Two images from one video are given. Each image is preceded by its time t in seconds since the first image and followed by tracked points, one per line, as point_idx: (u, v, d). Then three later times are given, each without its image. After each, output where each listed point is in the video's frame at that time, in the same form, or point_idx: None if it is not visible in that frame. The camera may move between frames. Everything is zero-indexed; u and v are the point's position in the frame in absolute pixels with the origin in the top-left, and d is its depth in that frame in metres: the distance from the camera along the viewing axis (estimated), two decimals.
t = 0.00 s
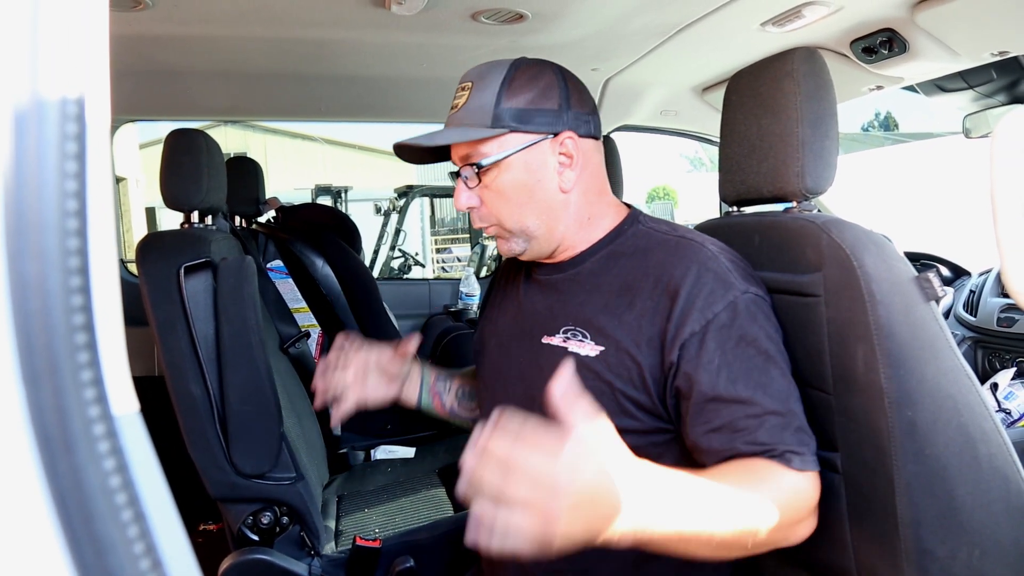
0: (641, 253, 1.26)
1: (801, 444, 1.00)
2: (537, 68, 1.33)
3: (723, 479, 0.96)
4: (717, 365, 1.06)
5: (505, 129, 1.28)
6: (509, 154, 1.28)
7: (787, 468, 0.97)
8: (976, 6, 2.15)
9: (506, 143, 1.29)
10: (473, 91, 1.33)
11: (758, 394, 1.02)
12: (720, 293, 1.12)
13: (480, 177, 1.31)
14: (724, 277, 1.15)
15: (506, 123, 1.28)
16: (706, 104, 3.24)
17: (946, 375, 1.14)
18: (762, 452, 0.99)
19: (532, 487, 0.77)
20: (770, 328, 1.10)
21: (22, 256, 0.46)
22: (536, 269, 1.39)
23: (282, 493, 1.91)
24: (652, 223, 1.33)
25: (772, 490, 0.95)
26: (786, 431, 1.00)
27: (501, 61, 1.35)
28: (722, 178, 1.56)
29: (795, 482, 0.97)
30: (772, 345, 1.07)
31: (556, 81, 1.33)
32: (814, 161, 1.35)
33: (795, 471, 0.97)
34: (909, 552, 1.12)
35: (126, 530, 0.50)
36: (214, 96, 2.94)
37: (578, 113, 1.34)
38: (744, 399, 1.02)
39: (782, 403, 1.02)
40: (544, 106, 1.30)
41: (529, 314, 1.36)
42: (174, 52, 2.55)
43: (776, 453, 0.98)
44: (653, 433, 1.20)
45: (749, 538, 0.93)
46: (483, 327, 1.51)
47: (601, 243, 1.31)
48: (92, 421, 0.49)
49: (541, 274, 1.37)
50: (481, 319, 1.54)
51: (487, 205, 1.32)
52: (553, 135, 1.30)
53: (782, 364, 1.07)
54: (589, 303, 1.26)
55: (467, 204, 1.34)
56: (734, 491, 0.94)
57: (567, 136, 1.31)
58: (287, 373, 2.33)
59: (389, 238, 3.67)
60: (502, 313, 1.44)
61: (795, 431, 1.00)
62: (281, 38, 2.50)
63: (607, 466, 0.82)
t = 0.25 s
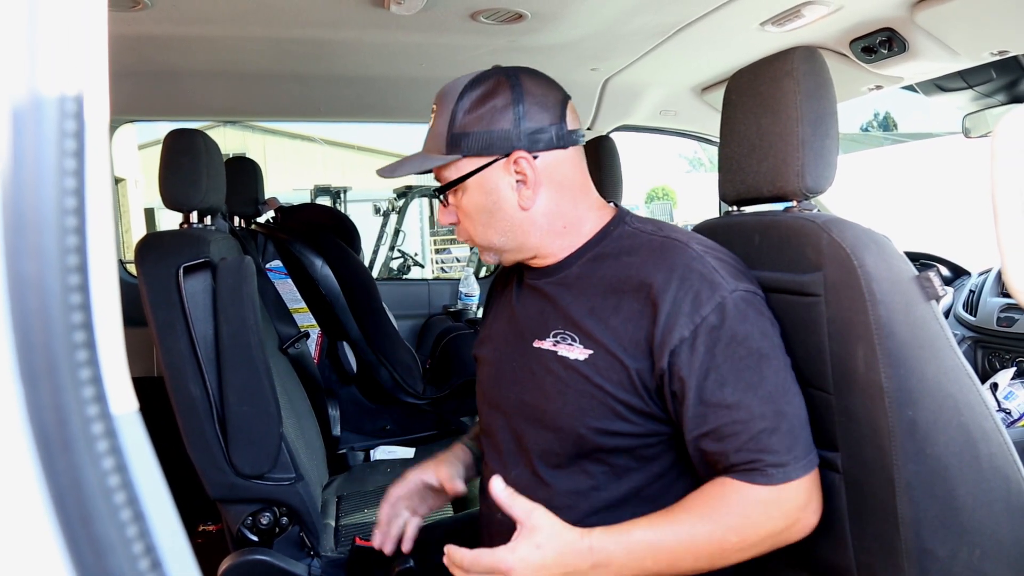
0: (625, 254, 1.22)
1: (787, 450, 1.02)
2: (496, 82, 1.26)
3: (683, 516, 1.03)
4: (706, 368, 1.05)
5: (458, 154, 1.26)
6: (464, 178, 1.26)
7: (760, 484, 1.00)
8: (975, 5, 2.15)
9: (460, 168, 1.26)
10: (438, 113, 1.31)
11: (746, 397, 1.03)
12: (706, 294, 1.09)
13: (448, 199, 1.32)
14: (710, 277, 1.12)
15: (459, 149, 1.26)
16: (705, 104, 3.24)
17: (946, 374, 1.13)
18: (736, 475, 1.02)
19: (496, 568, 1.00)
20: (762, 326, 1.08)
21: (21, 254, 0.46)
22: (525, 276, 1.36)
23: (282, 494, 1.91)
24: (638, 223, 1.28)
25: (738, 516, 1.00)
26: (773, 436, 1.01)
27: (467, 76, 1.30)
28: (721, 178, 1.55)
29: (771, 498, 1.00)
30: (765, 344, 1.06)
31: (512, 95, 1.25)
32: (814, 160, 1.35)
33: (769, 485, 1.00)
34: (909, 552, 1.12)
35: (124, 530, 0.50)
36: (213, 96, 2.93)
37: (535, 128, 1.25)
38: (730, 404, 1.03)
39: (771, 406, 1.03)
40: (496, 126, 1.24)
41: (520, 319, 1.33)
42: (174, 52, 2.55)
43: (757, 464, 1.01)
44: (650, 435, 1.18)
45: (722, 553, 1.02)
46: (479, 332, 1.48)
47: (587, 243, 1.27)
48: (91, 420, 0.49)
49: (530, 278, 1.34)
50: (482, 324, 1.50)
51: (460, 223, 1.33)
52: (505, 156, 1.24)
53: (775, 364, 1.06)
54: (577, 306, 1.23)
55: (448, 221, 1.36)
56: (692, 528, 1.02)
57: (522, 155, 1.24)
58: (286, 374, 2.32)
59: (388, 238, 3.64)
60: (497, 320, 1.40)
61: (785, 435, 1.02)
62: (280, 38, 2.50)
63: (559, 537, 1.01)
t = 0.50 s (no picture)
0: (616, 254, 1.21)
1: (766, 454, 0.99)
2: (472, 97, 1.27)
3: (654, 509, 1.07)
4: (687, 367, 1.04)
5: (442, 171, 1.27)
6: (450, 194, 1.27)
7: (733, 485, 0.99)
8: (975, 6, 2.15)
9: (446, 184, 1.27)
10: (423, 133, 1.33)
11: (724, 396, 1.01)
12: (690, 290, 1.08)
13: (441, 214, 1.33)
14: (696, 273, 1.10)
15: (443, 166, 1.26)
16: (705, 104, 3.24)
17: (946, 374, 1.13)
18: (711, 475, 1.02)
19: (481, 541, 1.12)
20: (747, 323, 1.05)
21: (14, 252, 0.46)
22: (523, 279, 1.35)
23: (280, 494, 1.90)
24: (631, 221, 1.27)
25: (710, 516, 1.01)
26: (755, 437, 0.99)
27: (446, 94, 1.31)
28: (721, 178, 1.55)
29: (745, 498, 0.99)
30: (750, 342, 1.04)
31: (489, 106, 1.25)
32: (814, 160, 1.34)
33: (744, 487, 0.99)
34: (909, 552, 1.12)
35: (120, 532, 0.49)
36: (211, 96, 2.93)
37: (515, 137, 1.25)
38: (708, 405, 1.02)
39: (752, 409, 1.00)
40: (475, 140, 1.24)
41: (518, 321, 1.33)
42: (172, 52, 2.55)
43: (732, 468, 1.00)
44: (645, 435, 1.16)
45: (696, 549, 1.04)
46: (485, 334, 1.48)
47: (580, 244, 1.26)
48: (86, 421, 0.48)
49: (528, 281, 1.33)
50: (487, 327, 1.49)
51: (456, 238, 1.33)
52: (486, 167, 1.24)
53: (761, 360, 1.03)
54: (569, 307, 1.22)
55: (445, 236, 1.36)
56: (661, 521, 1.05)
57: (502, 165, 1.23)
58: (285, 373, 2.32)
59: (388, 239, 3.63)
60: (500, 324, 1.41)
61: (764, 436, 0.99)
62: (278, 37, 2.50)
63: (538, 517, 1.12)
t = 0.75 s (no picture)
0: (615, 253, 1.21)
1: (764, 453, 0.98)
2: (464, 102, 1.27)
3: (652, 506, 1.07)
4: (683, 365, 1.04)
5: (438, 178, 1.26)
6: (448, 200, 1.27)
7: (729, 484, 0.99)
8: (975, 5, 2.15)
9: (443, 191, 1.27)
10: (417, 142, 1.33)
11: (720, 394, 1.00)
12: (687, 288, 1.07)
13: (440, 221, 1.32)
14: (693, 270, 1.09)
15: (438, 173, 1.26)
16: (704, 104, 3.23)
17: (947, 373, 1.12)
18: (709, 473, 1.01)
19: (481, 529, 1.13)
20: (746, 319, 1.04)
21: (8, 249, 0.45)
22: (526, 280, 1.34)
23: (279, 494, 1.90)
24: (631, 219, 1.27)
25: (706, 515, 1.01)
26: (751, 436, 0.98)
27: (439, 100, 1.31)
28: (721, 176, 1.54)
29: (741, 498, 0.98)
30: (747, 339, 1.03)
31: (481, 111, 1.25)
32: (815, 159, 1.34)
33: (739, 486, 0.98)
34: (910, 552, 1.11)
35: (116, 533, 0.49)
36: (210, 95, 2.92)
37: (508, 140, 1.24)
38: (704, 403, 1.01)
39: (749, 406, 0.99)
40: (469, 145, 1.24)
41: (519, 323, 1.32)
42: (171, 51, 2.54)
43: (729, 466, 0.99)
44: (645, 435, 1.16)
45: (693, 548, 1.04)
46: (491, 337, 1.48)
47: (580, 243, 1.25)
48: (81, 421, 0.48)
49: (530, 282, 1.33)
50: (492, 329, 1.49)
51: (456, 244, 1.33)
52: (482, 171, 1.23)
53: (760, 357, 1.02)
54: (569, 307, 1.22)
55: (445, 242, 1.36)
56: (658, 517, 1.05)
57: (496, 168, 1.22)
58: (284, 373, 2.31)
59: (387, 238, 3.62)
60: (504, 325, 1.41)
61: (762, 435, 0.98)
62: (277, 36, 2.49)
63: (539, 509, 1.12)
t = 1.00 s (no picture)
0: (617, 254, 1.20)
1: (764, 458, 0.97)
2: (466, 102, 1.26)
3: (652, 510, 1.07)
4: (682, 368, 1.03)
5: (442, 178, 1.25)
6: (452, 200, 1.26)
7: (728, 489, 0.98)
8: (975, 5, 2.14)
9: (448, 191, 1.26)
10: (418, 144, 1.32)
11: (720, 397, 1.00)
12: (687, 289, 1.07)
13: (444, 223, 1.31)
14: (694, 271, 1.08)
15: (442, 172, 1.25)
16: (704, 103, 3.23)
17: (948, 374, 1.11)
18: (709, 478, 1.01)
19: (480, 533, 1.12)
20: (747, 321, 1.03)
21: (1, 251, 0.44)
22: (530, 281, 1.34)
23: (278, 494, 1.89)
24: (634, 219, 1.26)
25: (704, 518, 1.01)
26: (751, 440, 0.98)
27: (439, 102, 1.31)
28: (720, 175, 1.53)
29: (740, 503, 0.98)
30: (748, 341, 1.02)
31: (483, 109, 1.24)
32: (816, 158, 1.33)
33: (738, 491, 0.98)
34: (910, 552, 1.11)
35: (110, 538, 0.48)
36: (209, 94, 2.91)
37: (512, 138, 1.24)
38: (704, 406, 1.01)
39: (748, 409, 0.99)
40: (473, 144, 1.23)
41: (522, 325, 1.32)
42: (169, 50, 2.53)
43: (727, 470, 0.99)
44: (646, 438, 1.15)
45: (691, 554, 1.03)
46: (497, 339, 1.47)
47: (583, 244, 1.25)
48: (75, 424, 0.47)
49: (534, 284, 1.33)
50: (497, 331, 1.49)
51: (460, 246, 1.32)
52: (488, 170, 1.23)
53: (760, 360, 1.01)
54: (571, 309, 1.22)
55: (449, 245, 1.35)
56: (657, 522, 1.05)
57: (502, 165, 1.22)
58: (282, 373, 2.31)
59: (386, 238, 3.61)
60: (509, 327, 1.40)
61: (762, 439, 0.97)
62: (276, 35, 2.48)
63: (538, 512, 1.12)
